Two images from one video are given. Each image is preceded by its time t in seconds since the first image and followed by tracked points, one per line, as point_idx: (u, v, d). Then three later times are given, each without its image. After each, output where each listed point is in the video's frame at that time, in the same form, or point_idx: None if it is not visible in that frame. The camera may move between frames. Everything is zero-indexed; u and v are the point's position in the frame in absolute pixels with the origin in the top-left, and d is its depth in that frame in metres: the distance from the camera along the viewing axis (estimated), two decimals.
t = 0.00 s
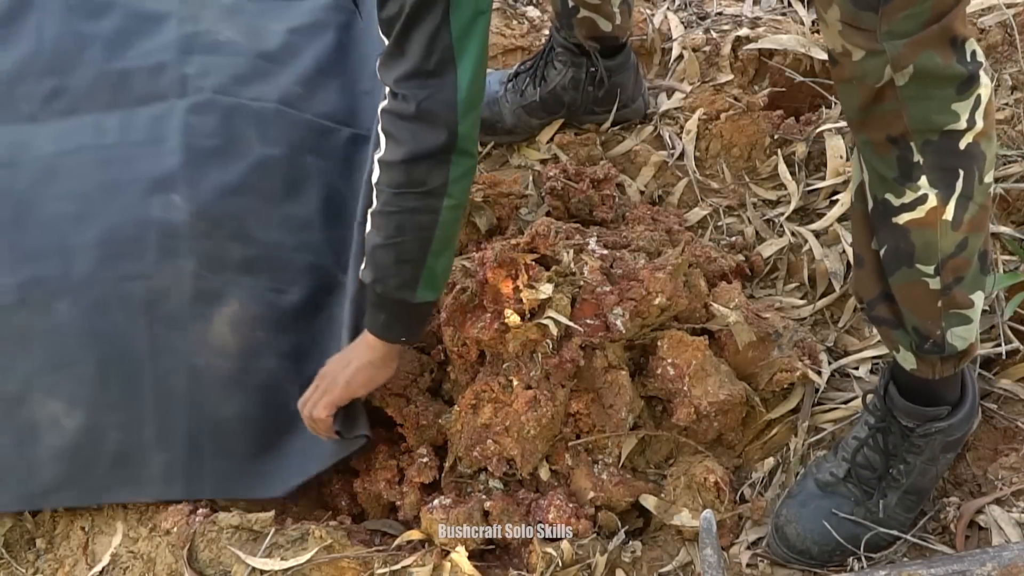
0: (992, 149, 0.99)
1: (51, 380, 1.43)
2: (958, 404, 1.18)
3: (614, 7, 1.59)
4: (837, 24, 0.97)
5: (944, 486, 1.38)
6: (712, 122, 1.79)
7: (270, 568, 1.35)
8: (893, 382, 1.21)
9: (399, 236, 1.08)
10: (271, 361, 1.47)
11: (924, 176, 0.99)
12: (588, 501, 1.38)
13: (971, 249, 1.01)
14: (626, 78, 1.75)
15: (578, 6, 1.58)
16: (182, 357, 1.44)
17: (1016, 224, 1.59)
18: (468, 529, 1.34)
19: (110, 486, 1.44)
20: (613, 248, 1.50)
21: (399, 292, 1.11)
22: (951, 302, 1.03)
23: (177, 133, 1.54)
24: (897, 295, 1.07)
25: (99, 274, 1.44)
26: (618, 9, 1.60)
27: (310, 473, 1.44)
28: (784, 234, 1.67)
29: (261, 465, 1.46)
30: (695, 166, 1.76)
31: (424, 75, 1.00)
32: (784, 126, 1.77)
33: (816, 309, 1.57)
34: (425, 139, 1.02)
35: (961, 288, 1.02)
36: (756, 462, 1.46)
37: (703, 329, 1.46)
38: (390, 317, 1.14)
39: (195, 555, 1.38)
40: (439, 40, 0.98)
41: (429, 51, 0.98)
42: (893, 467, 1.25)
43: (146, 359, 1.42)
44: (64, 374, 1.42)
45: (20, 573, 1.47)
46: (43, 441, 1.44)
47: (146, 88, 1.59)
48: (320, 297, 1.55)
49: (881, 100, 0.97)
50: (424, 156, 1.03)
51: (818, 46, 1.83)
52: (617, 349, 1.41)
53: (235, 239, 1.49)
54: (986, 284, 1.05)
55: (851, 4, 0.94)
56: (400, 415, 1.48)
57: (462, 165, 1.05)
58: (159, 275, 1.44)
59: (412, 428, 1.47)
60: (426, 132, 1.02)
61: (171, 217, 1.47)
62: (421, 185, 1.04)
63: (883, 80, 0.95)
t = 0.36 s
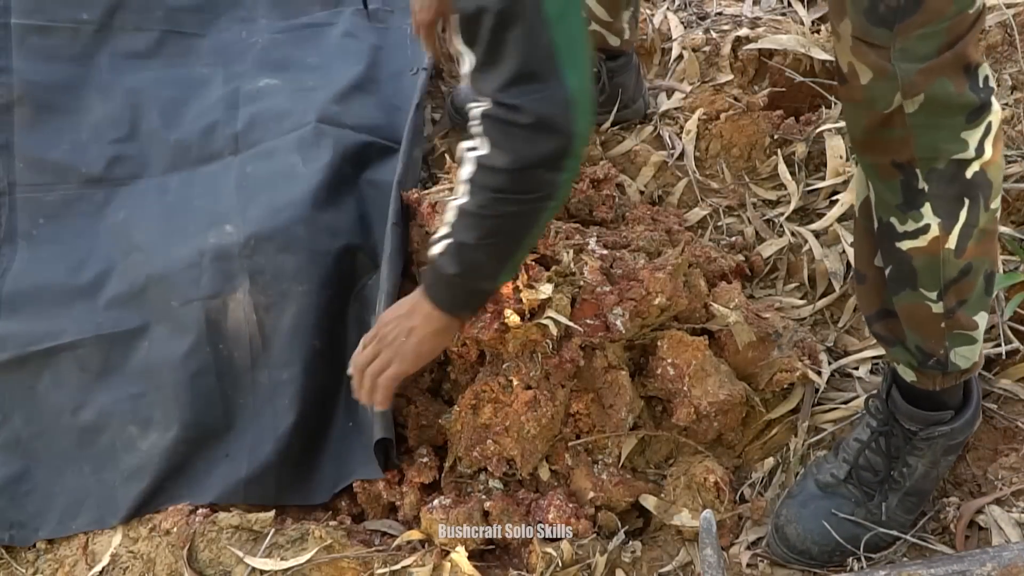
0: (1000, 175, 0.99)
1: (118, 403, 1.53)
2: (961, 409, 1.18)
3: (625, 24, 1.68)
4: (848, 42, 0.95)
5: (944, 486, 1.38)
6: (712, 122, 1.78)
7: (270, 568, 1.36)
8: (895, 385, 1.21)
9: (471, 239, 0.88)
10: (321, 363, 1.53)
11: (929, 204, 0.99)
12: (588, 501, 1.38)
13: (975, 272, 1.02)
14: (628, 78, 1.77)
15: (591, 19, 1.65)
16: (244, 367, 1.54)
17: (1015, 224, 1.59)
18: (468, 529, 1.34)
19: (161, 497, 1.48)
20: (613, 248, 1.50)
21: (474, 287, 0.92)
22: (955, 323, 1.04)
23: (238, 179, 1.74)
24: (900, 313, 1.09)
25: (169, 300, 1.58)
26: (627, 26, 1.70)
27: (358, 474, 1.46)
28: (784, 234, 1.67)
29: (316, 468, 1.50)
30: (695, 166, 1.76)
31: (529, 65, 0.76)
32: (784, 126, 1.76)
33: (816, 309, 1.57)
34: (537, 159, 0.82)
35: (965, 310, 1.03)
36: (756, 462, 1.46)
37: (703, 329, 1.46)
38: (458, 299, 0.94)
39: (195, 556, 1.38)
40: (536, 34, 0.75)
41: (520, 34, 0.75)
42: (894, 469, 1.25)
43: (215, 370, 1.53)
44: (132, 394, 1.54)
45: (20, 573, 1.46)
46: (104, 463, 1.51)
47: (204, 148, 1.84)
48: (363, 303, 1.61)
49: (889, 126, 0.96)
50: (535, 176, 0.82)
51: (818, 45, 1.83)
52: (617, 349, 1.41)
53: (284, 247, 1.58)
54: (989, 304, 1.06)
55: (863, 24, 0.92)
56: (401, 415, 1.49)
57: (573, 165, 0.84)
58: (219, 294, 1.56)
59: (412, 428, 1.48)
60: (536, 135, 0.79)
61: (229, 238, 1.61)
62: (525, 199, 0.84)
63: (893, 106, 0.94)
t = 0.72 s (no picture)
0: None
1: (118, 402, 1.54)
2: (966, 415, 1.17)
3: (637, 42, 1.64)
4: (913, 64, 0.88)
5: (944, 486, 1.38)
6: (712, 122, 1.77)
7: (270, 569, 1.35)
8: (902, 392, 1.19)
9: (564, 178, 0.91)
10: (321, 363, 1.54)
11: (966, 236, 0.94)
12: (588, 501, 1.38)
13: (1000, 302, 0.99)
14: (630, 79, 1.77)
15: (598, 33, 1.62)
16: (250, 370, 1.58)
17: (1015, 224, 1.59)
18: (468, 529, 1.34)
19: (161, 496, 1.47)
20: (613, 248, 1.50)
21: (546, 218, 0.99)
22: (974, 350, 1.02)
23: (248, 197, 1.81)
24: (918, 337, 1.06)
25: (181, 311, 1.64)
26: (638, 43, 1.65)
27: (358, 475, 1.45)
28: (784, 234, 1.67)
29: (318, 468, 1.49)
30: (695, 167, 1.76)
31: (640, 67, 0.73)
32: (784, 126, 1.76)
33: (816, 309, 1.57)
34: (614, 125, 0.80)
35: (985, 338, 1.01)
36: (756, 462, 1.46)
37: (703, 328, 1.46)
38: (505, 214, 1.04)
39: (195, 556, 1.37)
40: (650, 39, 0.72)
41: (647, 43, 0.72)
42: (899, 474, 1.24)
43: (222, 375, 1.57)
44: (131, 394, 1.55)
45: (20, 573, 1.43)
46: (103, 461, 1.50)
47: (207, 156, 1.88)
48: (362, 305, 1.63)
49: (942, 154, 0.91)
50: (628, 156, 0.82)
51: (818, 45, 1.81)
52: (617, 349, 1.41)
53: (290, 256, 1.64)
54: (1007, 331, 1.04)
55: (933, 44, 0.85)
56: (400, 414, 1.49)
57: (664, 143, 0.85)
58: (231, 306, 1.63)
59: (412, 428, 1.48)
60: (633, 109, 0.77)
61: (241, 250, 1.69)
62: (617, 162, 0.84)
63: (952, 134, 0.89)
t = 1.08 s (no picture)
0: (1016, 200, 0.94)
1: (118, 402, 1.54)
2: (966, 416, 1.16)
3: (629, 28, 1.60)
4: (875, 53, 0.89)
5: (944, 486, 1.38)
6: (712, 122, 1.78)
7: (270, 568, 1.35)
8: (902, 392, 1.19)
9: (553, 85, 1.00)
10: (320, 363, 1.54)
11: (939, 224, 0.95)
12: (588, 501, 1.38)
13: (984, 294, 0.98)
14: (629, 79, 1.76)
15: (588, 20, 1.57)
16: (250, 371, 1.58)
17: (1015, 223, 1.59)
18: (468, 529, 1.34)
19: (161, 496, 1.46)
20: (613, 248, 1.50)
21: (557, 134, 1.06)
22: (961, 343, 1.02)
23: (248, 197, 1.81)
24: (906, 328, 1.06)
25: (182, 311, 1.64)
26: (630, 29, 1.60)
27: (358, 475, 1.45)
28: (784, 234, 1.67)
29: (318, 467, 1.49)
30: (695, 167, 1.76)
31: (610, 8, 0.90)
32: (784, 126, 1.76)
33: (816, 309, 1.57)
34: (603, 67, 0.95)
35: (971, 330, 1.00)
36: (756, 462, 1.46)
37: (703, 329, 1.46)
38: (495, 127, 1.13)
39: (195, 556, 1.37)
40: None
41: None
42: (899, 474, 1.24)
43: (222, 376, 1.57)
44: (132, 394, 1.55)
45: (20, 573, 1.43)
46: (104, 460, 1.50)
47: (206, 155, 1.87)
48: (362, 305, 1.63)
49: (907, 143, 0.92)
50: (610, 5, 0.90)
51: (818, 45, 1.81)
52: (617, 349, 1.41)
53: (290, 257, 1.64)
54: (998, 324, 1.02)
55: (893, 33, 0.86)
56: (400, 414, 1.49)
57: None
58: (231, 306, 1.64)
59: (412, 428, 1.48)
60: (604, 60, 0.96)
61: (241, 250, 1.69)
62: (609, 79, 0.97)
63: (915, 122, 0.90)
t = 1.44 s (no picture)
0: (1006, 159, 0.94)
1: (119, 402, 1.54)
2: (963, 410, 1.16)
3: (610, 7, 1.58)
4: (858, 27, 0.88)
5: (944, 486, 1.38)
6: (712, 122, 1.78)
7: (270, 568, 1.35)
8: (898, 387, 1.19)
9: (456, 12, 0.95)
10: (320, 364, 1.55)
11: (935, 186, 0.93)
12: (588, 501, 1.38)
13: (979, 259, 0.97)
14: (628, 78, 1.74)
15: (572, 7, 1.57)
16: (250, 370, 1.59)
17: (1016, 224, 1.59)
18: (468, 529, 1.34)
19: (161, 496, 1.46)
20: (613, 248, 1.50)
21: None
22: (956, 312, 1.00)
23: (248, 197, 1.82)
24: (901, 301, 1.04)
25: (182, 311, 1.65)
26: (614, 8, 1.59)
27: (357, 475, 1.45)
28: (784, 234, 1.67)
29: (318, 468, 1.49)
30: (695, 167, 1.76)
31: None
32: (784, 126, 1.76)
33: (816, 309, 1.57)
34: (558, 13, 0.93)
35: (967, 298, 0.99)
36: (756, 462, 1.46)
37: (703, 328, 1.46)
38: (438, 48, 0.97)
39: (195, 556, 1.37)
40: None
41: None
42: (896, 470, 1.24)
43: (223, 377, 1.57)
44: (132, 393, 1.55)
45: (20, 573, 1.43)
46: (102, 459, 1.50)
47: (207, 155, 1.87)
48: (362, 304, 1.64)
49: (897, 108, 0.91)
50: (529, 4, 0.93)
51: (818, 46, 1.82)
52: (617, 349, 1.41)
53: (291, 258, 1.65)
54: (992, 293, 1.02)
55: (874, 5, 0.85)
56: (400, 414, 1.49)
57: None
58: (232, 307, 1.65)
59: (411, 428, 1.48)
60: None
61: (243, 254, 1.70)
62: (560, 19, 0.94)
63: (904, 86, 0.88)
